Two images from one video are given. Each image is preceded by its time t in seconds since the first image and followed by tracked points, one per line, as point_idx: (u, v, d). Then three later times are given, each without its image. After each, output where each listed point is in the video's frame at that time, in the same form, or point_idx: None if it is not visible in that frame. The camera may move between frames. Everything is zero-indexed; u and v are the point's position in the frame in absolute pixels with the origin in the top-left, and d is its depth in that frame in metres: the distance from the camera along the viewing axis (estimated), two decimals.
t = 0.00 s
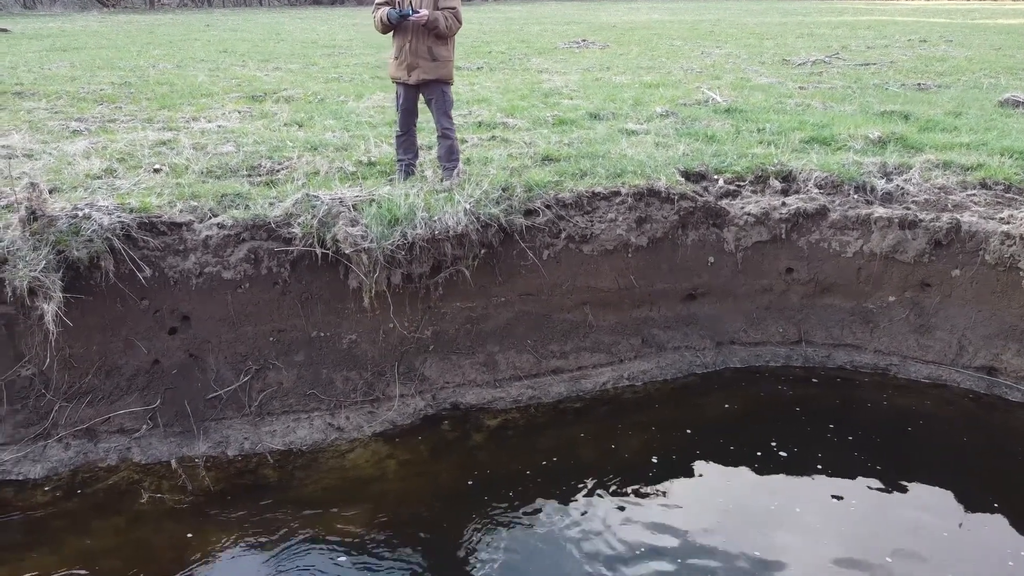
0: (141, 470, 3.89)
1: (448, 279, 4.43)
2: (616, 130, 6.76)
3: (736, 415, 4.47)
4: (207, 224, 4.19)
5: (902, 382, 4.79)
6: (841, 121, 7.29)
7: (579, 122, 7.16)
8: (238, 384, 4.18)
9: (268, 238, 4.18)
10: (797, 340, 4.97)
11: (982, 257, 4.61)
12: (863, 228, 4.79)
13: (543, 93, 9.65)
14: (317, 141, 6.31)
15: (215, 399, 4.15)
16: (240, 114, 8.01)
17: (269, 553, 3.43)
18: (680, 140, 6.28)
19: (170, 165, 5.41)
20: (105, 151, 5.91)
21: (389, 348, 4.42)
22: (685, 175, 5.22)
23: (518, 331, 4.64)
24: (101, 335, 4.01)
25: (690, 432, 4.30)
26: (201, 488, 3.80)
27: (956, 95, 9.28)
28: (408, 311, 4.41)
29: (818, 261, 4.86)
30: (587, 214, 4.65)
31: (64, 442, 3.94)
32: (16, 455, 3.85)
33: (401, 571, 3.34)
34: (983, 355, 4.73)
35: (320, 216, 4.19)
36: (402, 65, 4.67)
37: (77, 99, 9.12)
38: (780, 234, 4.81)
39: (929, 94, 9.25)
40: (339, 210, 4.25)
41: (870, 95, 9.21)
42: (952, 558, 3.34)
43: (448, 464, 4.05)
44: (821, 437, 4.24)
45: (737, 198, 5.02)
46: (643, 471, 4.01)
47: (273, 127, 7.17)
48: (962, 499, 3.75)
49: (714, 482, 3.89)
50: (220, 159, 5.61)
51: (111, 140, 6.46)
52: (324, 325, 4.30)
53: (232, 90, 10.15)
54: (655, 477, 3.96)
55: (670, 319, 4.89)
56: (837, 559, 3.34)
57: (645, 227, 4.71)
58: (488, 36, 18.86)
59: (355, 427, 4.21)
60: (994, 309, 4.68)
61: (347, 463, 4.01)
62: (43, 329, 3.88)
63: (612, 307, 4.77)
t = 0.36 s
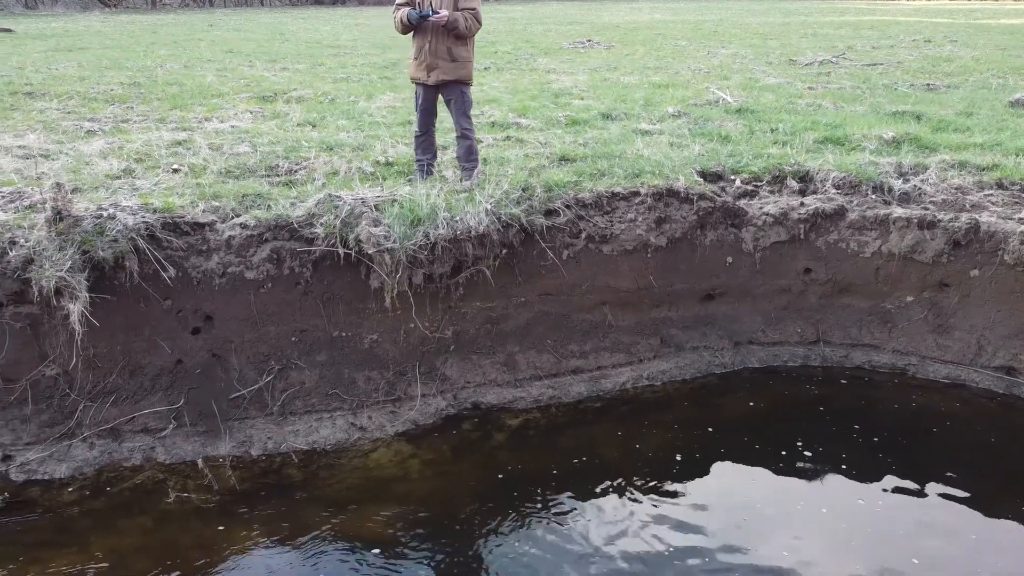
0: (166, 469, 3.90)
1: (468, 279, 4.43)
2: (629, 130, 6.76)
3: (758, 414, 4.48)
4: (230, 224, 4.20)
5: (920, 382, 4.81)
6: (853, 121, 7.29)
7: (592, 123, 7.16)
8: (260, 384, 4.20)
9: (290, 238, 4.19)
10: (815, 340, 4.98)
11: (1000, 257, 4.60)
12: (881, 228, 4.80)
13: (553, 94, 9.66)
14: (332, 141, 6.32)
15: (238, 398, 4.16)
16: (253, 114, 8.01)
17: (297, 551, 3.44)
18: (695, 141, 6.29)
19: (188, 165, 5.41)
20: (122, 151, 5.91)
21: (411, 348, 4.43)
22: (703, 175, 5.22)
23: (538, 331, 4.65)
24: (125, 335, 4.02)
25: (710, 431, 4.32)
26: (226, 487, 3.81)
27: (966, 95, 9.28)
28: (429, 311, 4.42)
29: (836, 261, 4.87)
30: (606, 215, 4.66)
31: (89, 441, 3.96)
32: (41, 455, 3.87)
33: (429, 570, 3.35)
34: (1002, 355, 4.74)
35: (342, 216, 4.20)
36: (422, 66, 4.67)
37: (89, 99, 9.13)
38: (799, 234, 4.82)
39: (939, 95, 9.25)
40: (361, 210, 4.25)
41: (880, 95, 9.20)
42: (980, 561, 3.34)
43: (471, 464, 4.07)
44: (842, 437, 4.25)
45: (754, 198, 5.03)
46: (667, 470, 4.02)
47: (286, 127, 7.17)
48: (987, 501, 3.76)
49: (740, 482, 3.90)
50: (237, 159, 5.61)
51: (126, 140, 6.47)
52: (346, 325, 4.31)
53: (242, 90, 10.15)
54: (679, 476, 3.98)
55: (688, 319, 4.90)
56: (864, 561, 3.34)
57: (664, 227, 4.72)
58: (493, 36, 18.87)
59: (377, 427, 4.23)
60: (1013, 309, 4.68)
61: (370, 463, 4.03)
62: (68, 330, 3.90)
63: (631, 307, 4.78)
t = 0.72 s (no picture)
0: (196, 470, 3.91)
1: (493, 281, 4.44)
2: (646, 131, 6.77)
3: (784, 414, 4.50)
4: (258, 225, 4.21)
5: (943, 383, 4.83)
6: (869, 123, 7.30)
7: (608, 123, 7.18)
8: (288, 384, 4.21)
9: (317, 239, 4.19)
10: (836, 341, 5.00)
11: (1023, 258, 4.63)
12: (903, 229, 4.81)
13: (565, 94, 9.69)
14: (351, 142, 6.34)
15: (265, 400, 4.18)
16: (267, 115, 8.01)
17: (329, 552, 3.46)
18: (713, 142, 6.29)
19: (210, 167, 5.42)
20: (142, 153, 5.92)
21: (436, 349, 4.44)
22: (724, 176, 5.23)
23: (562, 332, 4.66)
24: (153, 336, 4.03)
25: (737, 431, 4.33)
26: (257, 488, 3.82)
27: (978, 96, 9.28)
28: (454, 312, 4.43)
29: (858, 262, 4.88)
30: (629, 216, 4.67)
31: (118, 442, 3.97)
32: (72, 455, 3.88)
33: (462, 570, 3.36)
34: None
35: (369, 217, 4.21)
36: (446, 68, 4.68)
37: (103, 99, 9.15)
38: (820, 235, 4.83)
39: (951, 96, 9.25)
40: (388, 211, 4.26)
41: (892, 96, 9.20)
42: (1014, 563, 3.33)
43: (498, 465, 4.08)
44: (868, 437, 4.27)
45: (776, 199, 5.05)
46: (696, 470, 4.04)
47: (303, 128, 7.17)
48: (1017, 500, 3.76)
49: (769, 484, 3.90)
50: (259, 160, 5.63)
51: (144, 141, 6.47)
52: (372, 327, 4.32)
53: (254, 91, 10.15)
54: (708, 476, 3.99)
55: (710, 321, 4.91)
56: (898, 563, 3.34)
57: (687, 229, 4.73)
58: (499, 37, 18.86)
59: (404, 428, 4.24)
60: None
61: (398, 464, 4.04)
62: (98, 331, 3.94)
63: (653, 308, 4.79)
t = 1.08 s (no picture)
0: (230, 472, 3.94)
1: (521, 283, 4.46)
2: (665, 133, 6.79)
3: (812, 415, 4.52)
4: (288, 227, 4.23)
5: (967, 385, 4.86)
6: (886, 124, 7.31)
7: (625, 125, 7.20)
8: (319, 386, 4.23)
9: (348, 242, 4.21)
10: (861, 342, 5.03)
11: None
12: (928, 231, 4.82)
13: (579, 95, 9.71)
14: (372, 144, 6.36)
15: (297, 401, 4.20)
16: (284, 117, 8.03)
17: (367, 552, 3.48)
18: (732, 144, 6.31)
19: (234, 169, 5.44)
20: (165, 155, 5.93)
21: (465, 351, 4.46)
22: (748, 178, 5.25)
23: (589, 334, 4.68)
24: (186, 338, 4.05)
25: (765, 432, 4.36)
26: (291, 489, 3.85)
27: (992, 98, 9.29)
28: (483, 314, 4.44)
29: (882, 264, 4.90)
30: (656, 218, 4.68)
31: (152, 444, 4.00)
32: (106, 456, 3.91)
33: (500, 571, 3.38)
34: None
35: (400, 220, 4.22)
36: (473, 71, 4.69)
37: (119, 101, 9.18)
38: (845, 237, 4.85)
39: (965, 97, 9.25)
40: (418, 214, 4.28)
41: (906, 97, 9.21)
42: None
43: (529, 466, 4.11)
44: (897, 438, 4.29)
45: (800, 201, 5.07)
46: (727, 471, 4.06)
47: (321, 130, 7.19)
48: None
49: (801, 486, 3.92)
50: (282, 162, 5.65)
51: (165, 143, 6.49)
52: (401, 329, 4.34)
53: (268, 92, 10.15)
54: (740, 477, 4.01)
55: (735, 322, 4.93)
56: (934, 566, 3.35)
57: (713, 231, 4.75)
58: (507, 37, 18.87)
59: (435, 430, 4.27)
60: None
61: (429, 465, 4.06)
62: (132, 333, 3.97)
63: (679, 309, 4.81)
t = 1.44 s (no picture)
0: (265, 473, 3.96)
1: (551, 286, 4.47)
2: (684, 135, 6.80)
3: (842, 418, 4.54)
4: (321, 230, 4.25)
5: (994, 387, 4.88)
6: (904, 126, 7.32)
7: (644, 127, 7.22)
8: (352, 388, 4.25)
9: (379, 244, 4.23)
10: (886, 344, 5.04)
11: None
12: (954, 234, 4.84)
13: (593, 97, 9.72)
14: (394, 146, 6.38)
15: (330, 403, 4.22)
16: (302, 119, 8.04)
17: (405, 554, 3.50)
18: (753, 146, 6.32)
19: (260, 171, 5.46)
20: (189, 157, 5.95)
21: (495, 354, 4.47)
22: (773, 181, 5.26)
23: (617, 336, 4.69)
24: (220, 341, 4.07)
25: (795, 434, 4.38)
26: (327, 491, 3.87)
27: (1006, 99, 9.29)
28: (512, 316, 4.45)
29: (908, 267, 4.92)
30: (684, 221, 4.70)
31: (187, 445, 4.02)
32: (142, 458, 3.94)
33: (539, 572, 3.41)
34: None
35: (433, 223, 4.24)
36: (502, 75, 4.70)
37: (135, 102, 9.20)
38: (871, 240, 4.86)
39: (979, 99, 9.26)
40: (450, 216, 4.30)
41: (921, 99, 9.22)
42: None
43: (561, 468, 4.13)
44: (927, 440, 4.32)
45: (825, 204, 5.07)
46: (760, 473, 4.08)
47: (341, 131, 7.20)
48: None
49: (836, 488, 3.94)
50: (307, 165, 5.67)
51: (188, 145, 6.50)
52: (432, 331, 4.35)
53: (282, 94, 10.16)
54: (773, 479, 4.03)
55: (761, 324, 4.94)
56: (972, 568, 3.36)
57: (741, 234, 4.76)
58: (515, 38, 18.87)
59: (466, 431, 4.29)
60: None
61: (463, 467, 4.08)
62: (167, 335, 4.00)
63: (707, 312, 4.82)
